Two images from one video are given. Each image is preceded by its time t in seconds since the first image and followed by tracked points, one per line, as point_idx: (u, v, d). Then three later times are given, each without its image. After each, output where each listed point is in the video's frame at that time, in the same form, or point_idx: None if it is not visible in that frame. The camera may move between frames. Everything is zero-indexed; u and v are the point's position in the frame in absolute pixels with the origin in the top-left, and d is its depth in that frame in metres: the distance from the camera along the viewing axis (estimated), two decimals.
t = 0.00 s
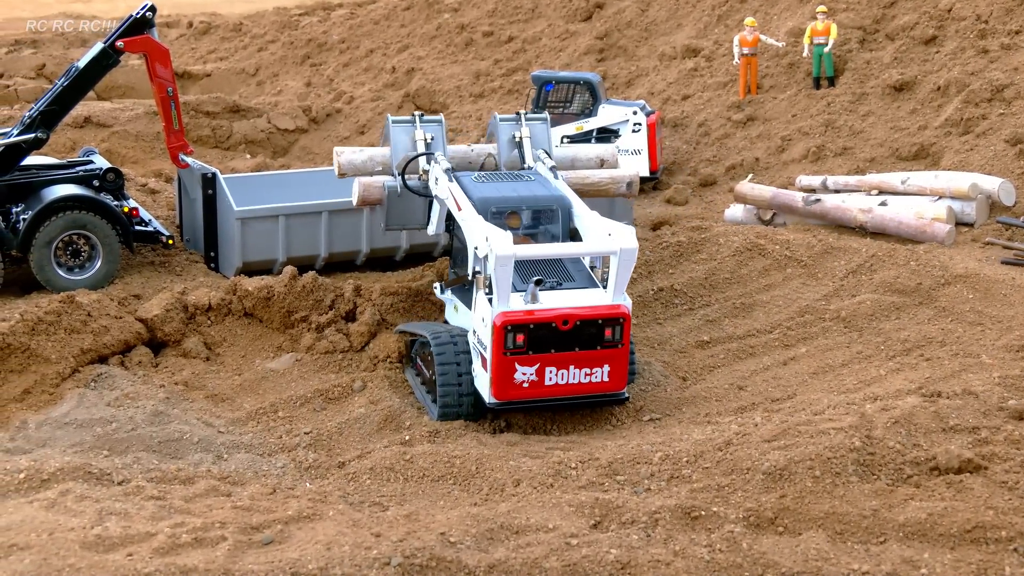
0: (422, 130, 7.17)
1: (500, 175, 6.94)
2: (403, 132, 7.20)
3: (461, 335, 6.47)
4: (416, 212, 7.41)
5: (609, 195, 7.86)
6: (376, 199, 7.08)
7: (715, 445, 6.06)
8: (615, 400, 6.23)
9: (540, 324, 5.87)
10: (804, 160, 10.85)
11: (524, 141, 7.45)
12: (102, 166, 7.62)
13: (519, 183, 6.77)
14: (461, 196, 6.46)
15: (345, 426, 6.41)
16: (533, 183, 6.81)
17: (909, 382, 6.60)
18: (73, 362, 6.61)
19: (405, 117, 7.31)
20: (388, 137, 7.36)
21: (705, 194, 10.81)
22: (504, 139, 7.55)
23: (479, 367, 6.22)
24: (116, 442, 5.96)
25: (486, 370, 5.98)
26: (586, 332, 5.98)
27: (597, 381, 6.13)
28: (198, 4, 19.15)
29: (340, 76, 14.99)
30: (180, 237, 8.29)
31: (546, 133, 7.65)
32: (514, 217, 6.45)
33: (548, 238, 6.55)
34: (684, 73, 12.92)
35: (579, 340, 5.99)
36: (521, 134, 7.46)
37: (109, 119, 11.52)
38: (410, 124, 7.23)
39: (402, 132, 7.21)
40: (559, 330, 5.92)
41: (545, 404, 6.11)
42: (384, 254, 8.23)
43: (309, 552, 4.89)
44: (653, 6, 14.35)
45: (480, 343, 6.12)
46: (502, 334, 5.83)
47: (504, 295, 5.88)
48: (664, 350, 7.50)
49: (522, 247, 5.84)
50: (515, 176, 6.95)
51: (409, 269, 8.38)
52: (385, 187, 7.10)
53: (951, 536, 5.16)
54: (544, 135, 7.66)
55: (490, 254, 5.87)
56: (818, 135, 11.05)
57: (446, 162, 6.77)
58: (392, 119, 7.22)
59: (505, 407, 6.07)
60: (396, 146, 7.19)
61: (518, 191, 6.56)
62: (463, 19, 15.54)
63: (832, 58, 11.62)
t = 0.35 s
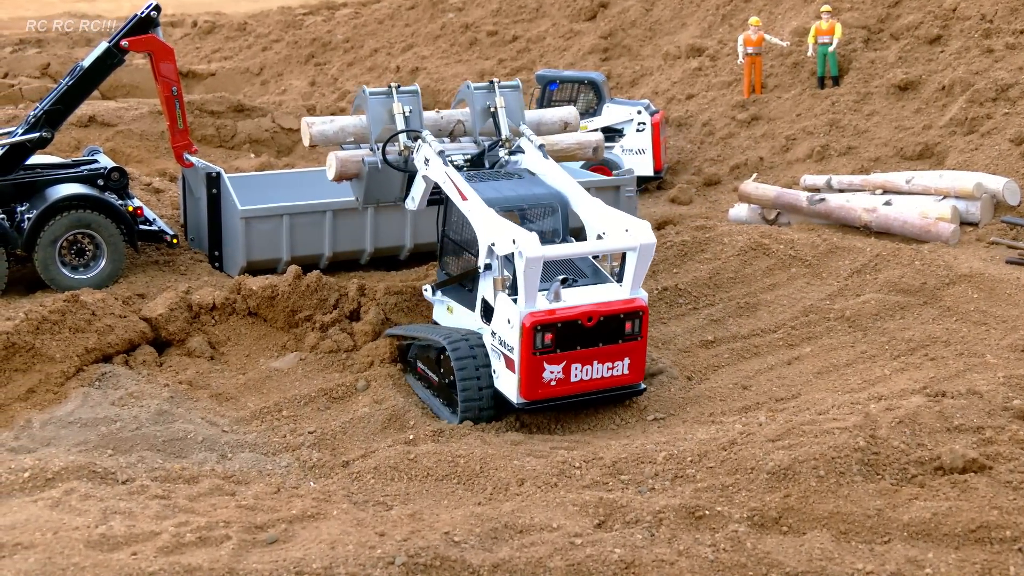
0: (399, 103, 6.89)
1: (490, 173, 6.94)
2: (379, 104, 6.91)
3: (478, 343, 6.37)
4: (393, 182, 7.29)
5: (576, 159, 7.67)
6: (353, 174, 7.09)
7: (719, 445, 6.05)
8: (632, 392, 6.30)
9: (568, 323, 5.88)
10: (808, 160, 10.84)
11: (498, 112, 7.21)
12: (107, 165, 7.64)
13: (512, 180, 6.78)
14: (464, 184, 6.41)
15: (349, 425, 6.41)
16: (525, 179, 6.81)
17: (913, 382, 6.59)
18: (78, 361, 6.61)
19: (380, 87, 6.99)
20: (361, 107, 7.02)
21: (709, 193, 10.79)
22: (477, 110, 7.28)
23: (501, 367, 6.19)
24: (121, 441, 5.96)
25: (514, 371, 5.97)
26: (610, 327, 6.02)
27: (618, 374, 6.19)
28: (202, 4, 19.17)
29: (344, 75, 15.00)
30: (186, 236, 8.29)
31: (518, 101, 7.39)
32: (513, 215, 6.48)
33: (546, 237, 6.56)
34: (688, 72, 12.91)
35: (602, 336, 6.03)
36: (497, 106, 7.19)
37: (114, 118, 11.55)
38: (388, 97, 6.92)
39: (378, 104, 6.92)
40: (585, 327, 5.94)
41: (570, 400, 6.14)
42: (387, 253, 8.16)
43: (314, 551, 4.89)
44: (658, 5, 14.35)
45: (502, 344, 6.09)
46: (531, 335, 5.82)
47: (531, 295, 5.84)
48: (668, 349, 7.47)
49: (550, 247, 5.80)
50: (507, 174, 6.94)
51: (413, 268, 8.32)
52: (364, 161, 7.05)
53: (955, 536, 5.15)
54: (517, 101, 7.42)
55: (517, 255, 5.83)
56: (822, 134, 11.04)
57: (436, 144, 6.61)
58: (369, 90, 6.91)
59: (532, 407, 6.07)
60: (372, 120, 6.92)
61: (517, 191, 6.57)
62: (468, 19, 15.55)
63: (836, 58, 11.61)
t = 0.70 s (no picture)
0: (372, 98, 6.88)
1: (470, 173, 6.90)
2: (351, 100, 6.89)
3: (489, 348, 6.36)
4: (364, 180, 7.13)
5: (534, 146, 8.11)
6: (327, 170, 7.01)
7: (719, 445, 6.05)
8: (638, 383, 6.44)
9: (586, 320, 5.95)
10: (808, 160, 10.84)
11: (466, 104, 7.16)
12: (108, 165, 7.63)
13: (499, 178, 6.82)
14: (461, 182, 6.38)
15: (350, 425, 6.41)
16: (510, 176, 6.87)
17: (913, 382, 6.59)
18: (78, 361, 6.61)
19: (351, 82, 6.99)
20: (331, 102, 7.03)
21: (710, 193, 10.79)
22: (443, 101, 7.23)
23: (516, 367, 6.21)
24: (121, 440, 5.97)
25: (535, 371, 6.00)
26: (622, 321, 6.13)
27: (627, 367, 6.32)
28: (202, 3, 19.17)
29: (345, 76, 15.00)
30: (186, 236, 8.27)
31: (482, 91, 7.36)
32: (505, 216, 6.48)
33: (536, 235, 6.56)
34: (689, 72, 12.91)
35: (615, 330, 6.13)
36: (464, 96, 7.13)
37: (114, 119, 11.57)
38: (358, 91, 6.91)
39: (350, 99, 6.90)
40: (601, 322, 6.03)
41: (585, 395, 6.22)
42: (388, 254, 8.15)
43: (315, 551, 4.89)
44: (658, 5, 14.34)
45: (518, 344, 6.10)
46: (554, 334, 5.86)
47: (551, 294, 5.87)
48: (668, 349, 7.46)
49: (568, 247, 5.83)
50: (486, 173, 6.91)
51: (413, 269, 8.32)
52: (338, 158, 6.98)
53: (956, 536, 5.15)
54: (481, 92, 7.39)
55: (536, 256, 5.83)
56: (823, 134, 11.05)
57: (422, 142, 6.57)
58: (340, 86, 6.87)
59: (551, 404, 6.12)
60: (345, 115, 6.91)
61: (507, 189, 6.58)
62: (468, 18, 15.56)
63: (838, 58, 11.61)
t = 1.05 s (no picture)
0: (356, 98, 6.74)
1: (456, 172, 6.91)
2: (335, 101, 6.75)
3: (496, 348, 6.35)
4: (348, 181, 6.98)
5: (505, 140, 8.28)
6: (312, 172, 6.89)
7: (721, 445, 6.05)
8: (640, 376, 6.53)
9: (596, 316, 6.01)
10: (811, 159, 10.83)
11: (445, 101, 6.98)
12: (110, 165, 7.58)
13: (491, 177, 6.84)
14: (460, 183, 6.36)
15: (351, 425, 6.40)
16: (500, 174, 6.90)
17: (915, 383, 6.57)
18: (80, 361, 6.59)
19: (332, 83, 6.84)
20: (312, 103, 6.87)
21: (712, 193, 10.77)
22: (423, 98, 7.04)
23: (525, 366, 6.22)
24: (123, 440, 5.97)
25: (546, 369, 6.04)
26: (627, 316, 6.21)
27: (631, 361, 6.41)
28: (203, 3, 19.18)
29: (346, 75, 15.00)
30: (188, 236, 8.26)
31: (459, 87, 7.23)
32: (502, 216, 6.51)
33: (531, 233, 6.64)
34: (691, 72, 12.91)
35: (621, 325, 6.21)
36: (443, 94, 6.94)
37: (115, 118, 11.62)
38: (340, 92, 6.76)
39: (333, 100, 6.75)
40: (608, 318, 6.10)
41: (593, 392, 6.28)
42: (390, 254, 8.15)
43: (316, 551, 4.89)
44: (660, 4, 14.34)
45: (527, 343, 6.12)
46: (566, 332, 5.91)
47: (562, 292, 5.92)
48: (670, 349, 7.45)
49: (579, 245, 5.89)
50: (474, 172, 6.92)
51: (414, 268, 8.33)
52: (323, 161, 6.84)
53: (958, 536, 5.14)
54: (456, 89, 7.25)
55: (547, 255, 5.87)
56: (825, 134, 11.04)
57: (414, 142, 6.48)
58: (323, 86, 6.72)
59: (562, 402, 6.16)
60: (330, 118, 6.77)
61: (502, 189, 6.60)
62: (469, 17, 15.58)
63: (840, 58, 11.61)
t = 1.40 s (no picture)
0: (359, 93, 6.69)
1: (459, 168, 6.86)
2: (338, 96, 6.70)
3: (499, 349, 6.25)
4: (350, 177, 6.89)
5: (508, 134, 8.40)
6: (314, 167, 6.85)
7: (730, 448, 5.96)
8: (641, 378, 6.45)
9: (599, 318, 5.93)
10: (820, 158, 10.74)
11: (450, 96, 6.95)
12: (111, 163, 7.51)
13: (494, 175, 6.76)
14: (463, 181, 6.29)
15: (355, 426, 6.32)
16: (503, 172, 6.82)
17: (927, 384, 6.47)
18: (80, 361, 6.52)
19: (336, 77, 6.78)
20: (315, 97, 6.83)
21: (720, 192, 10.67)
22: (426, 93, 6.99)
23: (526, 366, 6.13)
24: (124, 441, 5.90)
25: (547, 370, 5.95)
26: (630, 317, 6.13)
27: (633, 363, 6.32)
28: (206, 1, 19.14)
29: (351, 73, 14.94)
30: (189, 233, 8.15)
31: (465, 81, 7.10)
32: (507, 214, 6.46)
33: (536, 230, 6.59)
34: (699, 69, 12.82)
35: (624, 326, 6.13)
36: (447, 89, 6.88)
37: (116, 115, 11.61)
38: (345, 86, 6.71)
39: (336, 94, 6.70)
40: (611, 319, 6.02)
41: (595, 393, 6.19)
42: (394, 253, 8.07)
43: (319, 554, 4.81)
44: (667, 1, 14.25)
45: (529, 343, 6.03)
46: (568, 333, 5.83)
47: (565, 293, 5.84)
48: (677, 350, 7.36)
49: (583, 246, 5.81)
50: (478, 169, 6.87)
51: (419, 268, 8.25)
52: (327, 156, 6.80)
53: (970, 541, 5.05)
54: (462, 84, 7.12)
55: (551, 255, 5.78)
56: (835, 132, 10.95)
57: (417, 139, 6.44)
58: (326, 81, 6.67)
59: (562, 403, 6.07)
60: (333, 112, 6.72)
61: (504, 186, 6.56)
62: (474, 14, 15.52)
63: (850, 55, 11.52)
